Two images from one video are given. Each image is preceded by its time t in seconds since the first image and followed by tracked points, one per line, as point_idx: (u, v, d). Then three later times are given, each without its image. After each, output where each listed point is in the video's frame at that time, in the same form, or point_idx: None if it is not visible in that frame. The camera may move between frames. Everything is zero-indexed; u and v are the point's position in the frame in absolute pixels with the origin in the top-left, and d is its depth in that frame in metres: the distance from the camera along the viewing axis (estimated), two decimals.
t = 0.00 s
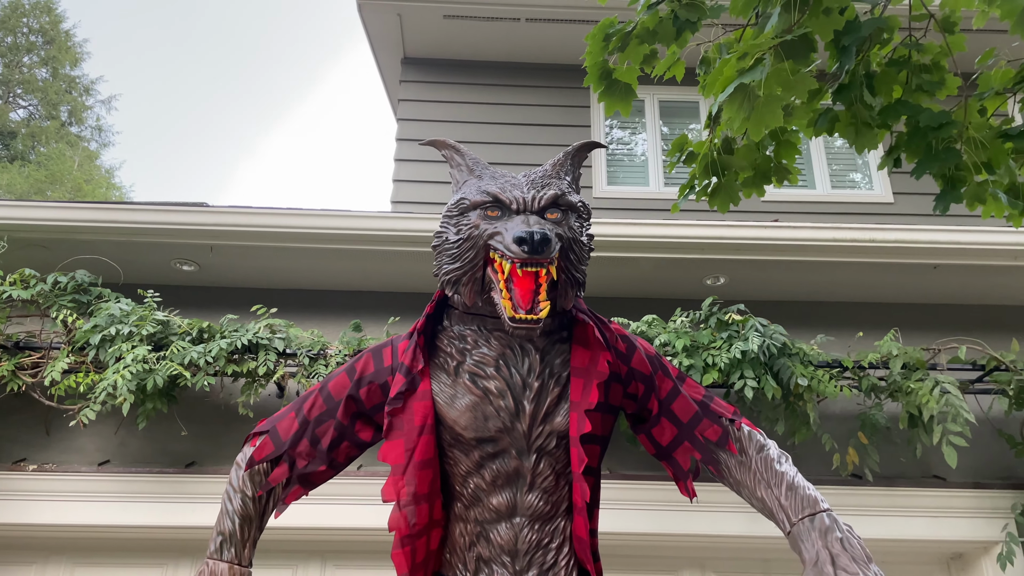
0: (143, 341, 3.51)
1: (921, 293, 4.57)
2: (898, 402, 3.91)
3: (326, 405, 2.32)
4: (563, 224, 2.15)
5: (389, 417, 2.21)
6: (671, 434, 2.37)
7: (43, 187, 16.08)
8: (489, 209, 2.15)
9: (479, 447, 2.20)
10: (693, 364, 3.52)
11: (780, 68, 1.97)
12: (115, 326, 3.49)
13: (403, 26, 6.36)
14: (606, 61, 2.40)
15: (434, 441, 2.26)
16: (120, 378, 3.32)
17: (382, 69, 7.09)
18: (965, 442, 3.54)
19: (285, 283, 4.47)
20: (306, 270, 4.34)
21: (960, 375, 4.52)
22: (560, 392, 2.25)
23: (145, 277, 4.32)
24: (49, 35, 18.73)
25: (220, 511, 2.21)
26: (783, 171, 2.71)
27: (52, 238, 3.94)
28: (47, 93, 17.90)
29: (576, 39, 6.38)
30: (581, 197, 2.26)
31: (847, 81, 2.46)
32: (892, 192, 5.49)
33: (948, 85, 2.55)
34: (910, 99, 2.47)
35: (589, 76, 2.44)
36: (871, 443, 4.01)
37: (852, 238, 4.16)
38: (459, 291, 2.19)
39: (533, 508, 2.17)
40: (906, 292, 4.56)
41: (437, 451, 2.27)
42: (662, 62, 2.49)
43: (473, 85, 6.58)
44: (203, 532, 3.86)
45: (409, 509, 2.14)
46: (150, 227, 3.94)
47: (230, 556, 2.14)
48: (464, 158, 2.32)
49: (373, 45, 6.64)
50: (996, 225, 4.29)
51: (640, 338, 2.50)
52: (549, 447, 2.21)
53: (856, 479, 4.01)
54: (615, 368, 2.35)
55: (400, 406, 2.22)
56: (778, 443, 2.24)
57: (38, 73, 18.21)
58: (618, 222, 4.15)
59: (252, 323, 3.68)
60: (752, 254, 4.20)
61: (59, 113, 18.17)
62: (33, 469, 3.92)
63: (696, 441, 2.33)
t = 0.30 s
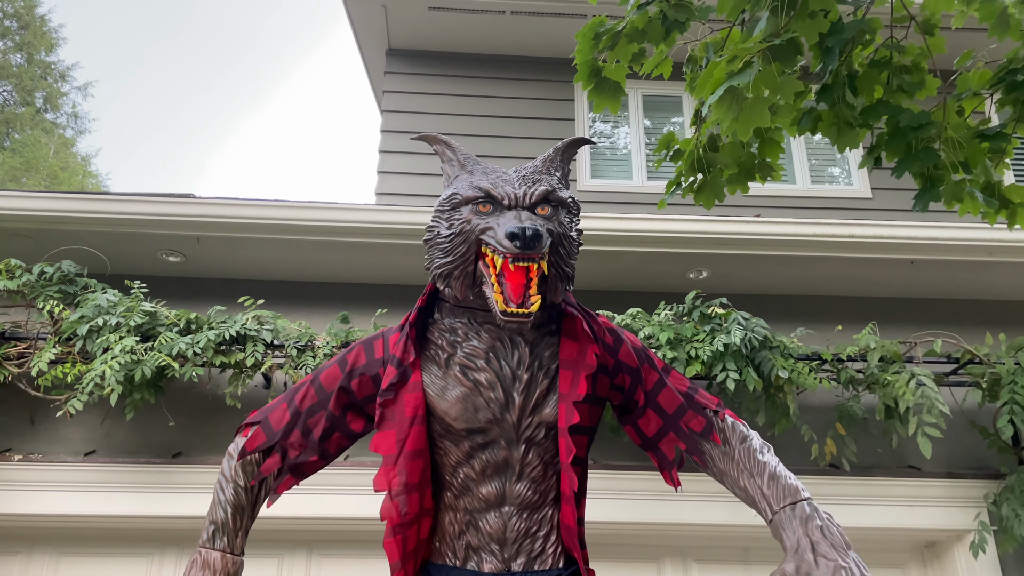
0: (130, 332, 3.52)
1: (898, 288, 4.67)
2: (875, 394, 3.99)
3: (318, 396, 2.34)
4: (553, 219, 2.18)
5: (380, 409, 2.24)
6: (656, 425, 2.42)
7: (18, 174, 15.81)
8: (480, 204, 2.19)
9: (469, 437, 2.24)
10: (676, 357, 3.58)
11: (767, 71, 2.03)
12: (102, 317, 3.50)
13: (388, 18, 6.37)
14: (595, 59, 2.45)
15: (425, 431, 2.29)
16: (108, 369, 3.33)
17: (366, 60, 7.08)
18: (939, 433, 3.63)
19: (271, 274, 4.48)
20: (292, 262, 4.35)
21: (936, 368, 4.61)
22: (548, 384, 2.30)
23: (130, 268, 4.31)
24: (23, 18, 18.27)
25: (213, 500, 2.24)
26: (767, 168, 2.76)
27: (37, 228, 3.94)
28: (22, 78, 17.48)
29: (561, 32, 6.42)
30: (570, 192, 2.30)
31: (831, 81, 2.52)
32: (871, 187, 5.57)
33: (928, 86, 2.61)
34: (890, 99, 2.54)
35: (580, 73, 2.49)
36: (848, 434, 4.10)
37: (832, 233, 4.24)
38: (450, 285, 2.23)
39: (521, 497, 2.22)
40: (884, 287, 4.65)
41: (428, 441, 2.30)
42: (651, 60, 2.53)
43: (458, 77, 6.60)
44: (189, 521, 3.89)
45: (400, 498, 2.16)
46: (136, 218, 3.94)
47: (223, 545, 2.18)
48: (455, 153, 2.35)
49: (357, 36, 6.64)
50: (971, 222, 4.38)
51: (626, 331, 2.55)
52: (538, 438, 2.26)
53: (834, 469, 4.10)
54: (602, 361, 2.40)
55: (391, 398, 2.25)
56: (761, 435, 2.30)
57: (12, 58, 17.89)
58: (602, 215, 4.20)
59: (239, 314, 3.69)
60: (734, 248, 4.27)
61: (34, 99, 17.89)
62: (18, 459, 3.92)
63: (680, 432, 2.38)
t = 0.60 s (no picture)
0: (127, 323, 3.55)
1: (881, 282, 4.76)
2: (858, 386, 4.09)
3: (319, 388, 2.38)
4: (552, 217, 2.24)
5: (381, 401, 2.28)
6: (649, 416, 2.48)
7: None
8: (481, 201, 2.24)
9: (467, 429, 2.30)
10: (666, 349, 3.65)
11: (763, 76, 2.10)
12: (98, 308, 3.52)
13: (379, 8, 6.38)
14: (592, 59, 2.51)
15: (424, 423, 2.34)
16: (105, 359, 3.36)
17: (357, 50, 7.09)
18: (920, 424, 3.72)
19: (264, 265, 4.51)
20: (286, 253, 4.39)
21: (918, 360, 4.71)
22: (545, 376, 2.35)
23: (124, 258, 4.33)
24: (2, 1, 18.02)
25: (215, 490, 2.25)
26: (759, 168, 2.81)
27: (32, 218, 3.95)
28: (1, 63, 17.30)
29: (551, 25, 6.47)
30: (568, 190, 2.35)
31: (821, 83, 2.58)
32: (856, 181, 5.65)
33: (915, 88, 2.68)
34: (878, 100, 2.60)
35: (577, 72, 2.55)
36: (833, 424, 4.19)
37: (818, 228, 4.33)
38: (450, 280, 2.28)
39: (517, 487, 2.28)
40: (868, 280, 4.75)
41: (427, 433, 2.35)
42: (645, 60, 2.58)
43: (448, 68, 6.63)
44: (184, 510, 3.93)
45: (400, 488, 2.21)
46: (131, 208, 3.96)
47: (225, 534, 2.16)
48: (455, 149, 2.40)
49: (348, 26, 6.64)
50: (953, 218, 4.48)
51: (620, 326, 2.60)
52: (534, 429, 2.32)
53: (818, 458, 4.19)
54: (597, 354, 2.46)
55: (391, 390, 2.29)
56: (751, 427, 2.36)
57: None
58: (594, 209, 4.26)
59: (235, 306, 3.73)
60: (723, 242, 4.35)
61: (14, 83, 17.66)
62: (13, 448, 3.95)
63: (672, 424, 2.44)
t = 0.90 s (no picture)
0: (126, 310, 3.59)
1: (867, 273, 4.86)
2: (845, 374, 4.18)
3: (322, 374, 2.41)
4: (552, 208, 2.30)
5: (384, 388, 2.33)
6: (644, 403, 2.54)
7: None
8: (483, 193, 2.29)
9: (468, 415, 2.35)
10: (659, 338, 3.72)
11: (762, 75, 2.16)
12: (98, 295, 3.55)
13: None
14: (591, 54, 2.55)
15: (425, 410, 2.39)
16: (105, 346, 3.40)
17: (349, 38, 7.09)
18: (905, 411, 3.82)
19: (260, 253, 4.54)
20: (282, 241, 4.42)
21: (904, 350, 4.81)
22: (544, 365, 2.41)
23: (120, 246, 4.35)
24: None
25: (220, 475, 2.25)
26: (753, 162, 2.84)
27: (29, 205, 3.96)
28: None
29: (544, 15, 6.50)
30: (567, 182, 2.41)
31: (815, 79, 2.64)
32: (843, 172, 5.73)
33: (905, 84, 2.75)
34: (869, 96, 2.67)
35: (576, 66, 2.59)
36: (820, 412, 4.28)
37: (807, 220, 4.41)
38: (452, 271, 2.33)
39: (516, 472, 2.34)
40: (855, 271, 4.84)
41: (428, 419, 2.40)
42: (642, 55, 2.63)
43: (441, 57, 6.65)
44: (182, 495, 3.97)
45: (403, 473, 2.26)
46: (129, 196, 3.99)
47: (231, 517, 2.17)
48: (457, 141, 2.45)
49: (340, 13, 6.65)
50: (939, 210, 4.56)
51: (617, 316, 2.66)
52: (533, 416, 2.38)
53: (805, 445, 4.29)
54: (595, 343, 2.51)
55: (394, 377, 2.34)
56: (742, 414, 2.44)
57: None
58: (588, 200, 4.32)
59: (233, 293, 3.77)
60: (713, 234, 4.42)
61: None
62: (11, 434, 3.97)
63: (667, 411, 2.50)
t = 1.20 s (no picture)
0: (121, 299, 3.61)
1: (854, 264, 4.93)
2: (831, 364, 4.25)
3: (320, 363, 2.44)
4: (548, 202, 2.34)
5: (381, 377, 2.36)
6: (636, 393, 2.59)
7: None
8: (481, 186, 2.32)
9: (464, 404, 2.39)
10: (649, 328, 3.77)
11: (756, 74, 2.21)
12: (93, 284, 3.57)
13: None
14: (587, 49, 2.60)
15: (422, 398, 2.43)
16: (101, 334, 3.42)
17: (340, 26, 7.09)
18: (889, 401, 3.90)
19: (252, 241, 4.55)
20: (275, 230, 4.44)
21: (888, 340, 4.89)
22: (539, 354, 2.44)
23: (113, 234, 4.36)
24: None
25: (219, 461, 2.29)
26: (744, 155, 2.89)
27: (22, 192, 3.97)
28: None
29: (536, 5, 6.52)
30: (563, 175, 2.44)
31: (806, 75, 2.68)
32: (830, 164, 5.78)
33: (893, 81, 2.80)
34: (860, 92, 2.71)
35: (571, 60, 2.62)
36: (806, 401, 4.36)
37: (796, 212, 4.47)
38: (450, 262, 2.36)
39: (510, 460, 2.39)
40: (841, 263, 4.91)
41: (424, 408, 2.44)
42: (636, 48, 2.67)
43: (433, 46, 6.65)
44: (176, 481, 4.01)
45: (400, 461, 2.31)
46: (123, 185, 4.00)
47: (230, 504, 2.20)
48: (455, 135, 2.49)
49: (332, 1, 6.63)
50: (924, 203, 4.64)
51: (610, 306, 2.70)
52: (528, 405, 2.41)
53: (791, 433, 4.37)
54: (588, 334, 2.55)
55: (391, 366, 2.38)
56: (732, 403, 2.50)
57: None
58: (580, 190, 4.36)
59: (227, 282, 3.79)
60: (703, 225, 4.47)
61: None
62: (4, 421, 3.98)
63: (659, 400, 2.56)
